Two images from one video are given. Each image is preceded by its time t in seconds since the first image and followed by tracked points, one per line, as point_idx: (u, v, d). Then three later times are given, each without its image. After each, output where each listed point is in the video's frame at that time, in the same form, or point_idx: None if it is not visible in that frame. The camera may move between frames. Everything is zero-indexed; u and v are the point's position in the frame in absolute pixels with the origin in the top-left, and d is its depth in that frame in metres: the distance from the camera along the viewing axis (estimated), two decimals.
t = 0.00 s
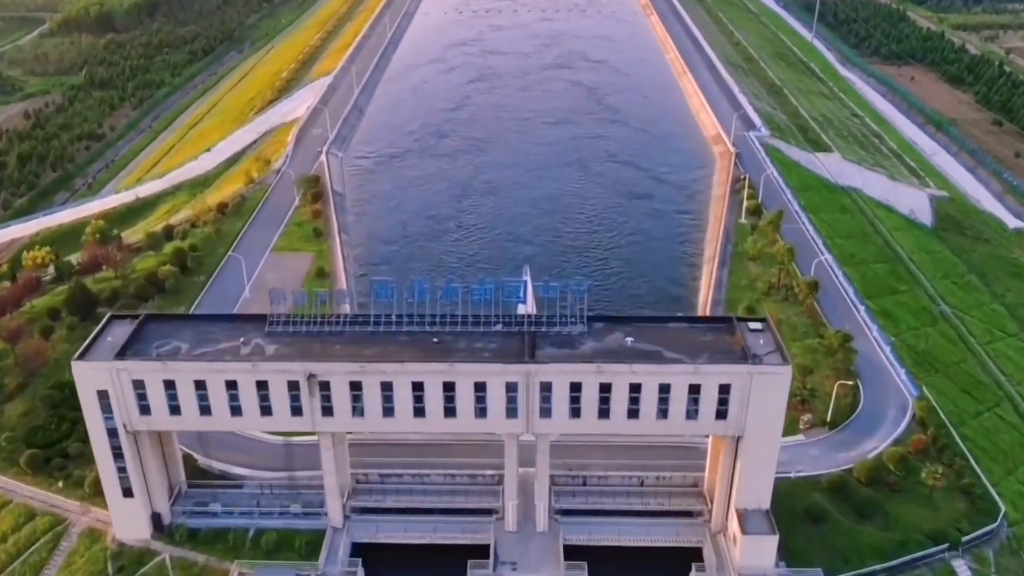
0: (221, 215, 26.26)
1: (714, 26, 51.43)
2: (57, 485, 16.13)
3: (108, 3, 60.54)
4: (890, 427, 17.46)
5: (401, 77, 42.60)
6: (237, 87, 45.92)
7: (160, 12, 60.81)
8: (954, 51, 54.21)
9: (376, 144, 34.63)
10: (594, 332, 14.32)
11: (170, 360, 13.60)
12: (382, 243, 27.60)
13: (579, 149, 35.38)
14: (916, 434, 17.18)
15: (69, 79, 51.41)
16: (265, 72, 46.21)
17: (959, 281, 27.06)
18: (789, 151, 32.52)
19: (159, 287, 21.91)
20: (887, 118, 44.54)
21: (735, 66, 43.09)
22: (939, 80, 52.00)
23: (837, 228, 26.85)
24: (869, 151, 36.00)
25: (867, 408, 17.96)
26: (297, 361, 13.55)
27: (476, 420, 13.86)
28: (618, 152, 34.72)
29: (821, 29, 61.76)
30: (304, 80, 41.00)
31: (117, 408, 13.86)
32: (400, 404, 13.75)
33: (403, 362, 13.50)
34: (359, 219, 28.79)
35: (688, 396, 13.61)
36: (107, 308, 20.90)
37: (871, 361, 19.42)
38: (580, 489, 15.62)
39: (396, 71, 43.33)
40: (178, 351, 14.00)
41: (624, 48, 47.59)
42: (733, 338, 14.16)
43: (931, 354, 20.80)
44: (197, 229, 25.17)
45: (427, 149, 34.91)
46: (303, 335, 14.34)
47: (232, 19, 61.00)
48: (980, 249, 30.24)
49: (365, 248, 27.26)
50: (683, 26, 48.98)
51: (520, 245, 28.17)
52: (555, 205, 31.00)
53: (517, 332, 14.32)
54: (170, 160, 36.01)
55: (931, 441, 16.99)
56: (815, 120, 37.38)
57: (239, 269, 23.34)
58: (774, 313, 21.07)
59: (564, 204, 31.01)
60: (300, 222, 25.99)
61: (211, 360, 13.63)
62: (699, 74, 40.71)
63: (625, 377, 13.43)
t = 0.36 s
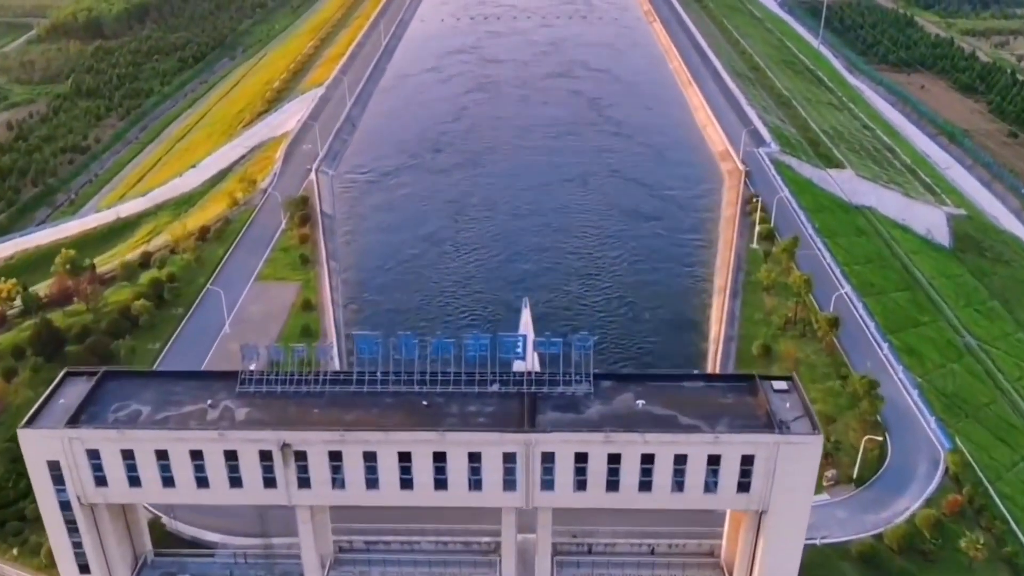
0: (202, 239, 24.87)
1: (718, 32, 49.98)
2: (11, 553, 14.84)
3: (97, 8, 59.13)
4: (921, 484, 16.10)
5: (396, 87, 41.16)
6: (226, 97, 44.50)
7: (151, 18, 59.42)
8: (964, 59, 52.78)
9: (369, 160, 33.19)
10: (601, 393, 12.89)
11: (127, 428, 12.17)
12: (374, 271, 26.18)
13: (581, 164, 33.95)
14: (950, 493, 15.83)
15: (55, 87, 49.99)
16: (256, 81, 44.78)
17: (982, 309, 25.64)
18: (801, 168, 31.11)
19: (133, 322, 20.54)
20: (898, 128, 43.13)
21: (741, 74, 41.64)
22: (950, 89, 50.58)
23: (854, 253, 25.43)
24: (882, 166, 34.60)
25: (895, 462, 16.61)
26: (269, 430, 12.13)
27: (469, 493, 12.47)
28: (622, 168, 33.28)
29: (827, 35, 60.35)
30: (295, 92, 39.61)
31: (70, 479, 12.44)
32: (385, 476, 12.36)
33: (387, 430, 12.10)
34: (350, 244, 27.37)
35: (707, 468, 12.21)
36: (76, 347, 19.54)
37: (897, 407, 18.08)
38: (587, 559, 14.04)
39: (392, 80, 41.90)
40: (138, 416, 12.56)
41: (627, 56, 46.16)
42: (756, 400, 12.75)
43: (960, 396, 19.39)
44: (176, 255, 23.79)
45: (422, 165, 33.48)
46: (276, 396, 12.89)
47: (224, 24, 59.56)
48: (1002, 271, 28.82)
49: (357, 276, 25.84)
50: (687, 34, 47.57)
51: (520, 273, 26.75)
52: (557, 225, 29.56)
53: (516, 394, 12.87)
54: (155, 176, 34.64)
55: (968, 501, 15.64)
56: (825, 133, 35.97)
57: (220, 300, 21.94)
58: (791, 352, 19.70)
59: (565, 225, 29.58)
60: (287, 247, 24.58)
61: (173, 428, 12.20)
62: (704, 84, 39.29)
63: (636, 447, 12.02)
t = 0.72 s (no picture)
0: (182, 267, 23.54)
1: (723, 39, 48.57)
2: None
3: (86, 14, 57.75)
4: (959, 551, 14.77)
5: (391, 98, 39.75)
6: (215, 108, 43.11)
7: (141, 24, 58.00)
8: (976, 66, 51.42)
9: (362, 176, 31.79)
10: (612, 470, 11.41)
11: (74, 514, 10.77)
12: (366, 300, 24.80)
13: (583, 181, 32.53)
14: (992, 562, 14.51)
15: (40, 96, 48.55)
16: (246, 92, 43.40)
17: (1009, 340, 24.21)
18: (814, 187, 29.70)
19: (103, 361, 19.23)
20: (910, 140, 41.74)
21: (748, 85, 40.22)
22: (962, 98, 49.20)
23: (874, 280, 23.99)
24: (897, 183, 33.20)
25: (930, 525, 15.30)
26: (234, 516, 10.74)
27: None
28: (626, 185, 31.87)
29: (834, 41, 59.00)
30: (286, 104, 38.24)
31: (11, 568, 11.10)
32: (369, 566, 10.95)
33: (368, 515, 10.67)
34: (341, 270, 26.01)
35: (731, 559, 10.83)
36: (40, 390, 18.22)
37: (929, 460, 16.74)
38: None
39: (387, 91, 40.48)
40: (88, 496, 11.13)
41: (629, 65, 44.76)
42: (787, 478, 11.33)
43: (993, 446, 17.99)
44: (153, 284, 22.45)
45: (418, 182, 32.06)
46: (241, 472, 11.47)
47: (216, 30, 58.15)
48: None
49: (347, 305, 24.47)
50: (691, 41, 46.17)
51: (520, 300, 25.37)
52: (558, 247, 28.16)
53: (515, 471, 11.39)
54: (139, 193, 33.31)
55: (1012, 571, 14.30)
56: (837, 148, 34.57)
57: (199, 336, 20.59)
58: (811, 395, 18.33)
59: (567, 247, 28.17)
60: (271, 276, 23.22)
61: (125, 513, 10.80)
62: (710, 96, 37.89)
63: (653, 537, 10.64)
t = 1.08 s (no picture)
0: (162, 295, 22.26)
1: (727, 45, 47.21)
2: None
3: (75, 20, 56.50)
4: None
5: (386, 107, 38.44)
6: (206, 118, 41.91)
7: (132, 30, 56.78)
8: (987, 74, 50.12)
9: (355, 192, 30.50)
10: (622, 557, 11.66)
11: None
12: (356, 329, 23.55)
13: (585, 197, 31.27)
14: None
15: (26, 105, 47.29)
16: (238, 101, 42.19)
17: None
18: (826, 205, 28.42)
19: (71, 404, 17.99)
20: (922, 151, 40.46)
21: (754, 94, 38.85)
22: (974, 106, 47.89)
23: (892, 307, 22.72)
24: (911, 199, 31.92)
25: None
26: None
27: None
28: (630, 201, 30.61)
29: (841, 47, 57.74)
30: (277, 115, 37.03)
31: None
32: None
33: None
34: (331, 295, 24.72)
35: None
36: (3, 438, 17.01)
37: (963, 518, 15.50)
38: None
39: (382, 100, 39.20)
40: None
41: (632, 72, 43.54)
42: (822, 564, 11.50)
43: None
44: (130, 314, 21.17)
45: (412, 199, 30.79)
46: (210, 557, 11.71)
47: (208, 36, 56.90)
48: None
49: (337, 334, 23.20)
50: (696, 48, 44.91)
51: (518, 327, 24.13)
52: (558, 270, 26.91)
53: (513, 555, 11.64)
54: (124, 209, 32.09)
55: None
56: (849, 162, 33.29)
57: (177, 373, 19.30)
58: (833, 441, 17.05)
59: (568, 269, 26.93)
60: (256, 305, 21.93)
61: None
62: (715, 106, 36.53)
63: None
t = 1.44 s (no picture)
0: (138, 329, 20.82)
1: (733, 54, 45.77)
2: None
3: (63, 26, 55.08)
4: None
5: (380, 119, 36.99)
6: (194, 130, 40.49)
7: (121, 37, 55.37)
8: (1000, 82, 48.69)
9: (346, 212, 29.02)
10: None
11: None
12: (345, 364, 22.08)
13: (588, 216, 29.84)
14: None
15: (10, 115, 45.86)
16: (227, 112, 40.78)
17: None
18: (841, 227, 26.99)
19: (31, 458, 16.63)
20: (936, 164, 39.04)
21: (762, 105, 37.37)
22: (988, 115, 46.46)
23: (916, 342, 21.30)
24: (929, 218, 30.49)
25: None
26: None
27: None
28: (635, 221, 29.15)
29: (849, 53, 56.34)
30: (268, 128, 35.63)
31: None
32: None
33: None
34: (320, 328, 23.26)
35: None
36: None
37: None
38: None
39: (376, 112, 37.74)
40: None
41: (636, 81, 42.13)
42: None
43: None
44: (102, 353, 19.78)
45: (407, 219, 29.34)
46: None
47: (200, 43, 55.52)
48: None
49: (323, 371, 21.75)
50: (701, 57, 43.51)
51: (517, 361, 22.67)
52: (560, 297, 25.45)
53: None
54: (105, 229, 30.71)
55: None
56: (863, 178, 31.86)
57: (150, 421, 17.90)
58: (861, 501, 15.68)
59: (570, 296, 25.46)
60: (237, 341, 20.50)
61: None
62: (722, 119, 35.06)
63: None
